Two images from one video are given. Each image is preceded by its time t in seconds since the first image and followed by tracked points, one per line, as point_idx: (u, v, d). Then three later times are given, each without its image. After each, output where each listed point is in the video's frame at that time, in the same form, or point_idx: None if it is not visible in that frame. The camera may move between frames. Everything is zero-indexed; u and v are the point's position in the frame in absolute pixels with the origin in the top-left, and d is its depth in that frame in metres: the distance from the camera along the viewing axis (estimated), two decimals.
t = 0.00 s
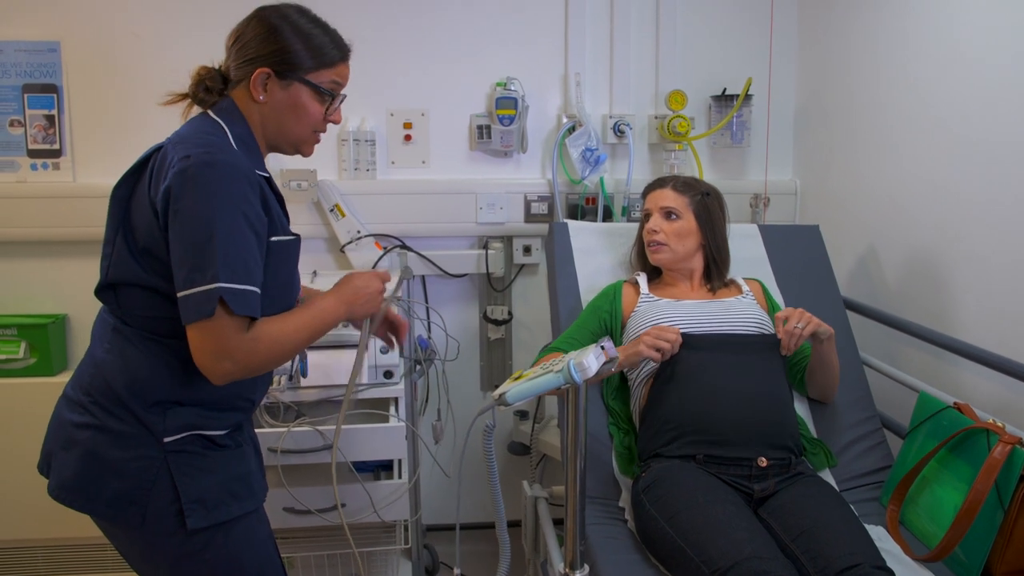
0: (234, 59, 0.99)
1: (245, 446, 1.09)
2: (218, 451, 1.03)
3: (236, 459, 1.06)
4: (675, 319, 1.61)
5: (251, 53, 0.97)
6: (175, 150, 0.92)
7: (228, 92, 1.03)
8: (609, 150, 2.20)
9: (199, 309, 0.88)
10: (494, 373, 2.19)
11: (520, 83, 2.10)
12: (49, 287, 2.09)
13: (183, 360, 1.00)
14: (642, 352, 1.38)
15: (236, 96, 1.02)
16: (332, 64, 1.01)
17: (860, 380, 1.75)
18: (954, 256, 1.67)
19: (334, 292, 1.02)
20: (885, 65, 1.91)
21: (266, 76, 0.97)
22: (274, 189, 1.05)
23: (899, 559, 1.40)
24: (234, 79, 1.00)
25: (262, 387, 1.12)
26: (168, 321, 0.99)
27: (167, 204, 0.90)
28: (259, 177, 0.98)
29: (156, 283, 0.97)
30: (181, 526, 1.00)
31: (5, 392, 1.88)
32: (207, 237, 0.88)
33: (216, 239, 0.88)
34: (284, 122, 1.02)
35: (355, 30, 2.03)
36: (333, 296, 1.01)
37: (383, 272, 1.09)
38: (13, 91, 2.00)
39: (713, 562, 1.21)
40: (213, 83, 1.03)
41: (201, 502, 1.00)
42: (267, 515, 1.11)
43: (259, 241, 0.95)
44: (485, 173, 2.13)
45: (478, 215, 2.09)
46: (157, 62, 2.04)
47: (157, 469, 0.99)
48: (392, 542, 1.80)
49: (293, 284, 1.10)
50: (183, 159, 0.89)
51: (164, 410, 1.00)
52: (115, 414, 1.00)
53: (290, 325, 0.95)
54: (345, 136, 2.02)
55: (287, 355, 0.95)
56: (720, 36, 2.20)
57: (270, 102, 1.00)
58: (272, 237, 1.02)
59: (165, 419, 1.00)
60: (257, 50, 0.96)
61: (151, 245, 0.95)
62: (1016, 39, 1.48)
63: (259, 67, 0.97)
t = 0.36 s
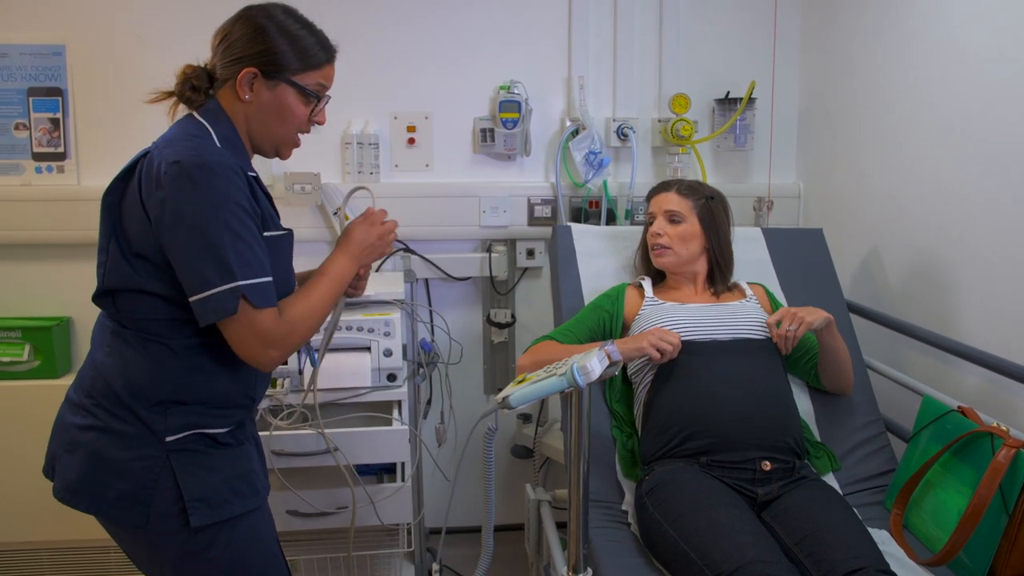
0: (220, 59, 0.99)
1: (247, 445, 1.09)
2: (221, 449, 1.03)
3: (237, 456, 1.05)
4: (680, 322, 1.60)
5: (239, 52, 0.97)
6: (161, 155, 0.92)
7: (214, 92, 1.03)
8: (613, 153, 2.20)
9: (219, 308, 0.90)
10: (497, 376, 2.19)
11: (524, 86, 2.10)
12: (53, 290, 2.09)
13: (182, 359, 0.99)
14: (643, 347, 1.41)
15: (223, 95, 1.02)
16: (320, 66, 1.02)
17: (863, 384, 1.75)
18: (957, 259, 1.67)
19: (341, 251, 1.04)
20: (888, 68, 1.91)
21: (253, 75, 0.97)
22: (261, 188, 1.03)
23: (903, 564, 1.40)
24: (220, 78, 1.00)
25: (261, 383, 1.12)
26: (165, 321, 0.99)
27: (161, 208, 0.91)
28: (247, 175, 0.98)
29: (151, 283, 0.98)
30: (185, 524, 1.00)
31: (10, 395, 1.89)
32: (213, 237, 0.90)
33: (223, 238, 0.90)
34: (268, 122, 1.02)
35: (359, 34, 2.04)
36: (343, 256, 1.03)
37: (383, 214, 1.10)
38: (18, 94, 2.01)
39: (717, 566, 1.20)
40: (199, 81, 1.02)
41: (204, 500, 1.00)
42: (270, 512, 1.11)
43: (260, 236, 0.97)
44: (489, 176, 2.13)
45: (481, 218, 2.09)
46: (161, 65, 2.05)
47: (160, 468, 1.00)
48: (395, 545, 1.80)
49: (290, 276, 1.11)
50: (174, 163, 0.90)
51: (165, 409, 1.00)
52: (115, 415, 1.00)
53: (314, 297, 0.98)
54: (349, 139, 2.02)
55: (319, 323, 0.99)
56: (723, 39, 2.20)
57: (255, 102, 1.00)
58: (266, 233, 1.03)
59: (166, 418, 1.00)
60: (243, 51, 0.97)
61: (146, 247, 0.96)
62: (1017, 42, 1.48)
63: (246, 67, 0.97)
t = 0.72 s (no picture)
0: (190, 49, 0.99)
1: (240, 435, 1.09)
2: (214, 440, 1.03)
3: (232, 447, 1.06)
4: (682, 326, 1.60)
5: (208, 41, 0.97)
6: (138, 151, 0.92)
7: (189, 86, 1.01)
8: (614, 155, 2.20)
9: (188, 307, 0.89)
10: (498, 377, 2.19)
11: (524, 88, 2.10)
12: (53, 291, 2.09)
13: (167, 351, 1.00)
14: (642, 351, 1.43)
15: (200, 88, 1.01)
16: (290, 41, 1.02)
17: (863, 385, 1.75)
18: (958, 261, 1.67)
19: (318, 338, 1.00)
20: (888, 69, 1.91)
21: (229, 61, 0.97)
22: (245, 175, 1.05)
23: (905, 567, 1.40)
24: (194, 71, 1.00)
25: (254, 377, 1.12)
26: (151, 317, 0.99)
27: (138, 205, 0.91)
28: (225, 166, 0.98)
29: (135, 281, 0.97)
30: (179, 515, 1.00)
31: (11, 396, 1.89)
32: (185, 234, 0.89)
33: (194, 236, 0.89)
34: (249, 106, 1.02)
35: (360, 36, 2.04)
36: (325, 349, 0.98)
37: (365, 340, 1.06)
38: (19, 96, 2.01)
39: (718, 569, 1.20)
40: (170, 79, 0.99)
41: (200, 490, 0.99)
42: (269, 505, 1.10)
43: (239, 231, 0.96)
44: (490, 178, 2.13)
45: (482, 220, 2.09)
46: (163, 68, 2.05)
47: (152, 460, 0.99)
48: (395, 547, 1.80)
49: (279, 264, 1.11)
50: (148, 161, 0.89)
51: (155, 402, 1.00)
52: (107, 408, 1.00)
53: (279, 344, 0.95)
54: (349, 141, 2.03)
55: (277, 368, 0.94)
56: (723, 41, 2.20)
57: (235, 88, 1.00)
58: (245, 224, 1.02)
59: (156, 411, 1.00)
60: (213, 37, 0.96)
61: (126, 244, 0.96)
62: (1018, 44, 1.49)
63: (219, 55, 0.97)
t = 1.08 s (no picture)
0: (194, 32, 0.98)
1: (241, 435, 1.09)
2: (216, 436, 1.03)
3: (233, 445, 1.05)
4: (683, 326, 1.60)
5: (211, 28, 0.97)
6: (122, 142, 0.93)
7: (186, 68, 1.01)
8: (614, 156, 2.20)
9: (152, 298, 0.88)
10: (498, 378, 2.18)
11: (524, 88, 2.10)
12: (54, 292, 2.09)
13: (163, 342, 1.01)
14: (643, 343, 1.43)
15: (197, 72, 1.01)
16: (296, 45, 1.04)
17: (863, 386, 1.75)
18: (958, 261, 1.67)
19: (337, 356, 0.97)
20: (888, 69, 1.91)
21: (232, 48, 0.97)
22: (235, 167, 1.05)
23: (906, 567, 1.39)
24: (195, 54, 0.99)
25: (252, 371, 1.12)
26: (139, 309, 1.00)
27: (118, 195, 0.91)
28: (211, 157, 0.96)
29: (124, 274, 0.98)
30: (174, 512, 0.99)
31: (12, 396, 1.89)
32: (156, 224, 0.88)
33: (163, 226, 0.88)
34: (243, 97, 1.01)
35: (361, 36, 2.04)
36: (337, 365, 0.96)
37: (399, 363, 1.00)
38: (21, 97, 2.02)
39: (718, 570, 1.21)
40: (169, 57, 1.00)
41: (194, 489, 0.99)
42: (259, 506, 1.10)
43: (216, 227, 0.94)
44: (491, 178, 2.13)
45: (483, 220, 2.09)
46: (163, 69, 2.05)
47: (152, 454, 0.99)
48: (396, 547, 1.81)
49: (268, 257, 1.10)
50: (126, 152, 0.90)
51: (157, 393, 1.00)
52: (105, 399, 1.01)
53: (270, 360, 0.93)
54: (350, 141, 2.03)
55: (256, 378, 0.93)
56: (723, 41, 2.20)
57: (232, 78, 1.00)
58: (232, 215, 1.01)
59: (160, 403, 0.99)
60: (220, 24, 0.97)
61: (113, 238, 0.96)
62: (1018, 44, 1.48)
63: (225, 39, 0.96)
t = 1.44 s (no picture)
0: (188, 35, 0.98)
1: (225, 446, 1.08)
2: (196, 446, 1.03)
3: (210, 457, 1.04)
4: (684, 327, 1.61)
5: (205, 30, 0.97)
6: (116, 147, 0.92)
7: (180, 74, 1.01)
8: (614, 156, 2.20)
9: (176, 305, 0.90)
10: (498, 378, 2.19)
11: (525, 88, 2.10)
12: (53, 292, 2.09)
13: (147, 348, 1.00)
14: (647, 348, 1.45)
15: (192, 77, 1.00)
16: (290, 44, 1.04)
17: (862, 386, 1.75)
18: (958, 261, 1.67)
19: (309, 243, 1.03)
20: (888, 69, 1.91)
21: (228, 49, 0.97)
22: (231, 174, 1.07)
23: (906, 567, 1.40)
24: (189, 58, 0.99)
25: (241, 378, 1.12)
26: (126, 315, 0.99)
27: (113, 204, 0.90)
28: (206, 161, 0.98)
29: (109, 280, 0.97)
30: (149, 521, 0.99)
31: (12, 397, 1.89)
32: (168, 232, 0.89)
33: (177, 233, 0.90)
34: (240, 100, 1.01)
35: (361, 36, 2.04)
36: (310, 253, 1.02)
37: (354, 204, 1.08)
38: (21, 97, 2.02)
39: (718, 570, 1.21)
40: (163, 64, 0.99)
41: (170, 497, 0.99)
42: (243, 517, 1.10)
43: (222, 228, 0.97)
44: (491, 178, 2.13)
45: (483, 221, 2.10)
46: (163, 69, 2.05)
47: (130, 462, 0.99)
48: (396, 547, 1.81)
49: (262, 260, 1.11)
50: (125, 158, 0.89)
51: (137, 400, 1.00)
52: (86, 405, 1.00)
53: (281, 291, 0.98)
54: (350, 142, 2.03)
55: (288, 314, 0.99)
56: (723, 41, 2.20)
57: (228, 79, 1.00)
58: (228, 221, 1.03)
59: (137, 410, 1.00)
60: (214, 26, 0.97)
61: (100, 243, 0.96)
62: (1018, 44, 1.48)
63: (220, 41, 0.97)
